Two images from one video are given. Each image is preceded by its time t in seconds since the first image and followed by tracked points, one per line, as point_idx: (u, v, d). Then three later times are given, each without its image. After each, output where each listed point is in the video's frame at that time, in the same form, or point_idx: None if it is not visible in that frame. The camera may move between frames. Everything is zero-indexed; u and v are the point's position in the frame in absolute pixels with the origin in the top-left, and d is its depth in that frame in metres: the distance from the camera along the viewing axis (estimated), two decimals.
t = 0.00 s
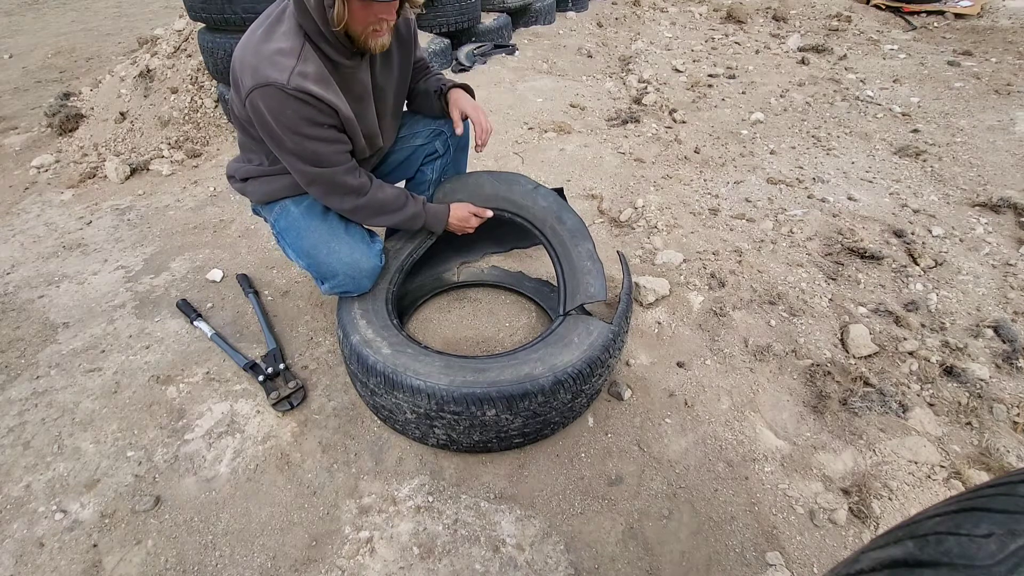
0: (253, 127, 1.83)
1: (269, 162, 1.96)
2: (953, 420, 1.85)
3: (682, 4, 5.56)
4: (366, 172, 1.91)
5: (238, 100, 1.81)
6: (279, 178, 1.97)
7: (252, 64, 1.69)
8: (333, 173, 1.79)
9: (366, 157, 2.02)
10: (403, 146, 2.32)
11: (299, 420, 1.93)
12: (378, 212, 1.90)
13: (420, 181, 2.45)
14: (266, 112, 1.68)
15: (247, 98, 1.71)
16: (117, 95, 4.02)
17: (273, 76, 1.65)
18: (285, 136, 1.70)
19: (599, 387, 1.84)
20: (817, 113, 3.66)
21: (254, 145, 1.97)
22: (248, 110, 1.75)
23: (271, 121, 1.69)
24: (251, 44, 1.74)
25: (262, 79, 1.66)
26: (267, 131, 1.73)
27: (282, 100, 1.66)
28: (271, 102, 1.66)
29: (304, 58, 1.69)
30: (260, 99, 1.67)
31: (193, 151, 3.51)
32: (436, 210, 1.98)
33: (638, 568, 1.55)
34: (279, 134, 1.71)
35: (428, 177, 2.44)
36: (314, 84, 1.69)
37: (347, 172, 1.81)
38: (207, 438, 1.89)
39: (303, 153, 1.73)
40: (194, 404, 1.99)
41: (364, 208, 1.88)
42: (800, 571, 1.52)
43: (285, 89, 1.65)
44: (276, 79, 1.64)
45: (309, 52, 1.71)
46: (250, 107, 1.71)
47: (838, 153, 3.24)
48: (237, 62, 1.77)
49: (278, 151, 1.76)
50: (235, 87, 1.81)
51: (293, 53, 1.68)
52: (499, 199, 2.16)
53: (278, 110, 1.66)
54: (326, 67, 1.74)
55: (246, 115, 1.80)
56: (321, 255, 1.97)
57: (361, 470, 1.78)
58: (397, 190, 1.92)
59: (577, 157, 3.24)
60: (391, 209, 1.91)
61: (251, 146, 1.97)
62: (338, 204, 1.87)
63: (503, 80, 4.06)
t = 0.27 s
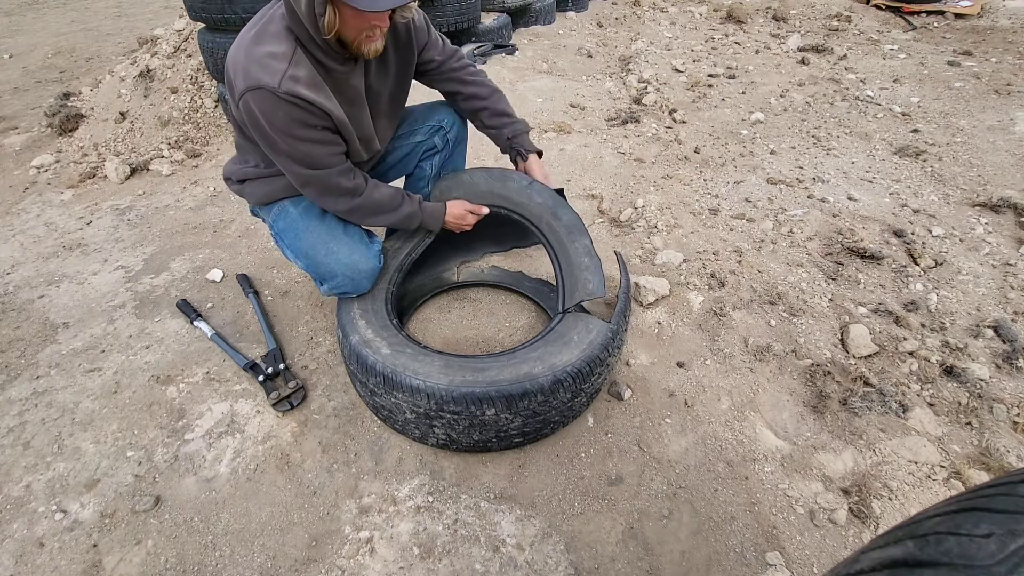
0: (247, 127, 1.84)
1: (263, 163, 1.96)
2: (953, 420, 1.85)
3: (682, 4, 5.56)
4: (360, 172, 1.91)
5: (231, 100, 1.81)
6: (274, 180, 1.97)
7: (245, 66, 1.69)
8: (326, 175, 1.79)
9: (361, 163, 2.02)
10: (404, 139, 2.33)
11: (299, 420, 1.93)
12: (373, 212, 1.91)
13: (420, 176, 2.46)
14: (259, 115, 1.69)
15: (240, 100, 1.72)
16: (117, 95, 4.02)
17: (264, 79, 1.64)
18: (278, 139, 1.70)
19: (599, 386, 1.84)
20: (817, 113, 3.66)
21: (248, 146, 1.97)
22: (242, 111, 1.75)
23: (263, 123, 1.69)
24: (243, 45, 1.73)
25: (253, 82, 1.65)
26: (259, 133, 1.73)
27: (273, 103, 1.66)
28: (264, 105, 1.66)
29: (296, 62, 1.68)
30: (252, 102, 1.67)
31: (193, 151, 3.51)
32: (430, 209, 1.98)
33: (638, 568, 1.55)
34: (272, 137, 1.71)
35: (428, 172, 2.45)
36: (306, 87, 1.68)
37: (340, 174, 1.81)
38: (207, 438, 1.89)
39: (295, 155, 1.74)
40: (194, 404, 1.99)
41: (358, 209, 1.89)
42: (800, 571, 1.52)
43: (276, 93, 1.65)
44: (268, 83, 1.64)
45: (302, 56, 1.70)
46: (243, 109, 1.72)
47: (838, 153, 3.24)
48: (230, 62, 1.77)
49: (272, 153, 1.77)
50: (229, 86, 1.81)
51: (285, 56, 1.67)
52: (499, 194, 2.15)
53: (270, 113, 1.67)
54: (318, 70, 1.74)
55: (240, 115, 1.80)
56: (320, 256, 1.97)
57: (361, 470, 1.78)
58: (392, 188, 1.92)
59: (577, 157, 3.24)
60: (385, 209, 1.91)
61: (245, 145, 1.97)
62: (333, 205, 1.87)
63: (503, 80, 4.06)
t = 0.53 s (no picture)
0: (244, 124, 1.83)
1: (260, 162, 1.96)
2: (953, 420, 1.85)
3: (682, 4, 5.56)
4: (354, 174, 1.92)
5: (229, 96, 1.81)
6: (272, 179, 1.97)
7: (246, 64, 1.69)
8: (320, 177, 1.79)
9: (360, 174, 2.02)
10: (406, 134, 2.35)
11: (299, 420, 1.93)
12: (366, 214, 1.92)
13: (422, 169, 2.48)
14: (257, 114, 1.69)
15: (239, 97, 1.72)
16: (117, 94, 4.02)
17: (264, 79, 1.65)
18: (274, 139, 1.70)
19: (599, 385, 1.84)
20: (817, 113, 3.66)
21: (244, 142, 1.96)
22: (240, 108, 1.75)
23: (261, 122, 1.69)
24: (244, 43, 1.73)
25: (253, 81, 1.66)
26: (256, 132, 1.73)
27: (272, 103, 1.66)
28: (262, 104, 1.66)
29: (300, 65, 1.68)
30: (251, 101, 1.67)
31: (193, 151, 3.51)
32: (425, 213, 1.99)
33: (638, 568, 1.55)
34: (269, 136, 1.71)
35: (431, 165, 2.47)
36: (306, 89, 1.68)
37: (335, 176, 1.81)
38: (207, 438, 1.89)
39: (291, 155, 1.73)
40: (194, 404, 1.99)
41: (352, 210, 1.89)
42: (800, 571, 1.52)
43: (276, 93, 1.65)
44: (269, 83, 1.64)
45: (305, 59, 1.70)
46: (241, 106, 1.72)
47: (838, 153, 3.24)
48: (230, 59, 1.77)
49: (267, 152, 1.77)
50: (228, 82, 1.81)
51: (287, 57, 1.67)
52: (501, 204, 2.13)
53: (268, 113, 1.67)
54: (321, 73, 1.74)
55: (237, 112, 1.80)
56: (321, 256, 1.97)
57: (361, 470, 1.78)
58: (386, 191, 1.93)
59: (577, 157, 3.24)
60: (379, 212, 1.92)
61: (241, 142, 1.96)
62: (326, 206, 1.87)
63: (503, 80, 4.06)
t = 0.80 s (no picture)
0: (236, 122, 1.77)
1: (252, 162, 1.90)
2: (953, 420, 1.85)
3: (682, 4, 5.56)
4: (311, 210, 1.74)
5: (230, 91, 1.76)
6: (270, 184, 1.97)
7: (249, 63, 1.65)
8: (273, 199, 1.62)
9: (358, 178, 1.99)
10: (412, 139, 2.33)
11: (299, 420, 1.93)
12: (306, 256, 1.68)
13: (424, 173, 2.48)
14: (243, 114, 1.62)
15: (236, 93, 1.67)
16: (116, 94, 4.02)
17: (259, 81, 1.59)
18: (247, 141, 1.60)
19: (599, 385, 1.84)
20: (817, 113, 3.66)
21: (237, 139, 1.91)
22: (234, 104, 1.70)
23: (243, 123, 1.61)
24: (255, 42, 1.70)
25: (250, 81, 1.60)
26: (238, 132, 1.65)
27: (258, 107, 1.59)
28: (249, 106, 1.59)
29: (304, 74, 1.62)
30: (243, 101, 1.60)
31: (193, 151, 3.51)
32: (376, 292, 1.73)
33: (638, 568, 1.55)
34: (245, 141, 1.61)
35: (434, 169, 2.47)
36: (297, 105, 1.61)
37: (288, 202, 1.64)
38: (207, 438, 1.89)
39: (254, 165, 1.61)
40: (194, 404, 1.99)
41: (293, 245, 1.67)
42: (800, 571, 1.52)
43: (267, 97, 1.58)
44: (265, 85, 1.58)
45: (310, 70, 1.64)
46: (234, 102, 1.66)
47: (838, 153, 3.24)
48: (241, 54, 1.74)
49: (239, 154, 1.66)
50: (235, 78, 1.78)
51: (289, 67, 1.61)
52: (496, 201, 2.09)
53: (252, 114, 1.59)
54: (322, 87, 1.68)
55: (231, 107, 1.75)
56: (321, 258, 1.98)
57: (361, 470, 1.78)
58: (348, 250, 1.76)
59: (577, 157, 3.24)
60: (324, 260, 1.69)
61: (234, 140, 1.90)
62: (264, 227, 1.63)
63: (503, 80, 4.06)
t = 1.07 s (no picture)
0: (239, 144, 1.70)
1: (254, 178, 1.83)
2: (953, 420, 1.85)
3: (682, 4, 5.56)
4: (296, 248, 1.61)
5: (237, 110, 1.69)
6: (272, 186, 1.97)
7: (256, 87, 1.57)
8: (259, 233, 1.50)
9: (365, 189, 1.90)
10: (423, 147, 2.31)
11: (299, 420, 1.93)
12: (288, 293, 1.57)
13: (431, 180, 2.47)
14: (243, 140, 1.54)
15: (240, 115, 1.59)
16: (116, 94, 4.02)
17: (262, 109, 1.50)
18: (240, 169, 1.51)
19: (599, 387, 1.84)
20: (817, 113, 3.66)
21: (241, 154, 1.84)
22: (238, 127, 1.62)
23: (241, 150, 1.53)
24: (265, 65, 1.61)
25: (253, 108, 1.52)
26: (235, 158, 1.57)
27: (257, 136, 1.50)
28: (249, 134, 1.51)
29: (311, 107, 1.52)
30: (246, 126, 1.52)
31: (193, 151, 3.51)
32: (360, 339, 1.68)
33: (638, 568, 1.55)
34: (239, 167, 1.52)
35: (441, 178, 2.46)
36: (298, 138, 1.52)
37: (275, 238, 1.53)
38: (207, 438, 1.89)
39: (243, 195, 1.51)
40: (194, 404, 1.99)
41: (277, 280, 1.56)
42: (800, 571, 1.52)
43: (268, 127, 1.50)
44: (269, 115, 1.49)
45: (318, 102, 1.54)
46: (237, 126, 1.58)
47: (838, 153, 3.24)
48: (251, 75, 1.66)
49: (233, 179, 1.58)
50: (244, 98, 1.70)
51: (295, 96, 1.51)
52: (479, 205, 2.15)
53: (250, 143, 1.50)
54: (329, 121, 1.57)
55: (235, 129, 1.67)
56: (327, 256, 1.99)
57: (361, 470, 1.78)
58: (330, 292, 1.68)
59: (577, 157, 3.24)
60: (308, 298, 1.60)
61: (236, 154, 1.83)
62: (249, 261, 1.52)
63: (503, 80, 4.06)
